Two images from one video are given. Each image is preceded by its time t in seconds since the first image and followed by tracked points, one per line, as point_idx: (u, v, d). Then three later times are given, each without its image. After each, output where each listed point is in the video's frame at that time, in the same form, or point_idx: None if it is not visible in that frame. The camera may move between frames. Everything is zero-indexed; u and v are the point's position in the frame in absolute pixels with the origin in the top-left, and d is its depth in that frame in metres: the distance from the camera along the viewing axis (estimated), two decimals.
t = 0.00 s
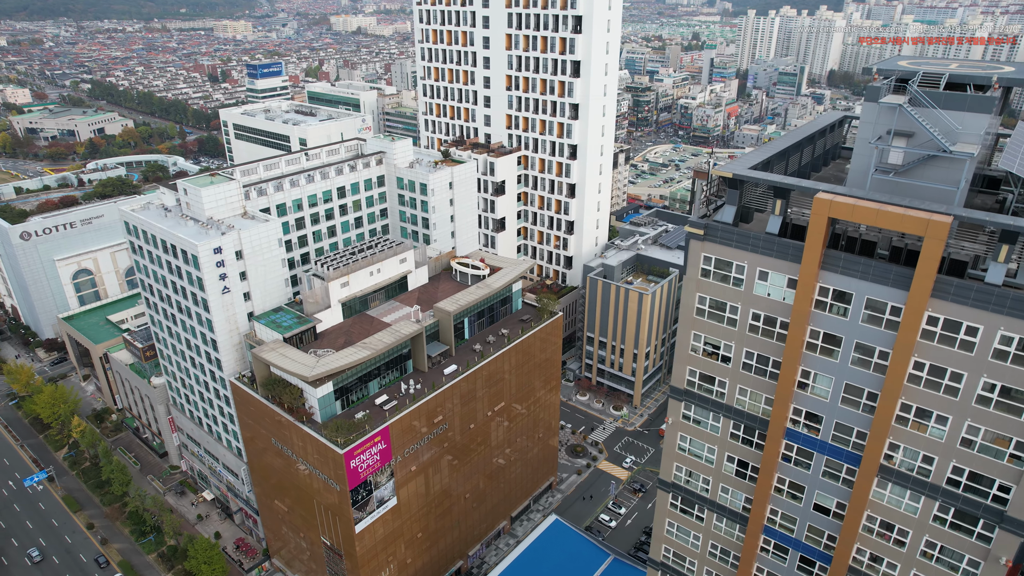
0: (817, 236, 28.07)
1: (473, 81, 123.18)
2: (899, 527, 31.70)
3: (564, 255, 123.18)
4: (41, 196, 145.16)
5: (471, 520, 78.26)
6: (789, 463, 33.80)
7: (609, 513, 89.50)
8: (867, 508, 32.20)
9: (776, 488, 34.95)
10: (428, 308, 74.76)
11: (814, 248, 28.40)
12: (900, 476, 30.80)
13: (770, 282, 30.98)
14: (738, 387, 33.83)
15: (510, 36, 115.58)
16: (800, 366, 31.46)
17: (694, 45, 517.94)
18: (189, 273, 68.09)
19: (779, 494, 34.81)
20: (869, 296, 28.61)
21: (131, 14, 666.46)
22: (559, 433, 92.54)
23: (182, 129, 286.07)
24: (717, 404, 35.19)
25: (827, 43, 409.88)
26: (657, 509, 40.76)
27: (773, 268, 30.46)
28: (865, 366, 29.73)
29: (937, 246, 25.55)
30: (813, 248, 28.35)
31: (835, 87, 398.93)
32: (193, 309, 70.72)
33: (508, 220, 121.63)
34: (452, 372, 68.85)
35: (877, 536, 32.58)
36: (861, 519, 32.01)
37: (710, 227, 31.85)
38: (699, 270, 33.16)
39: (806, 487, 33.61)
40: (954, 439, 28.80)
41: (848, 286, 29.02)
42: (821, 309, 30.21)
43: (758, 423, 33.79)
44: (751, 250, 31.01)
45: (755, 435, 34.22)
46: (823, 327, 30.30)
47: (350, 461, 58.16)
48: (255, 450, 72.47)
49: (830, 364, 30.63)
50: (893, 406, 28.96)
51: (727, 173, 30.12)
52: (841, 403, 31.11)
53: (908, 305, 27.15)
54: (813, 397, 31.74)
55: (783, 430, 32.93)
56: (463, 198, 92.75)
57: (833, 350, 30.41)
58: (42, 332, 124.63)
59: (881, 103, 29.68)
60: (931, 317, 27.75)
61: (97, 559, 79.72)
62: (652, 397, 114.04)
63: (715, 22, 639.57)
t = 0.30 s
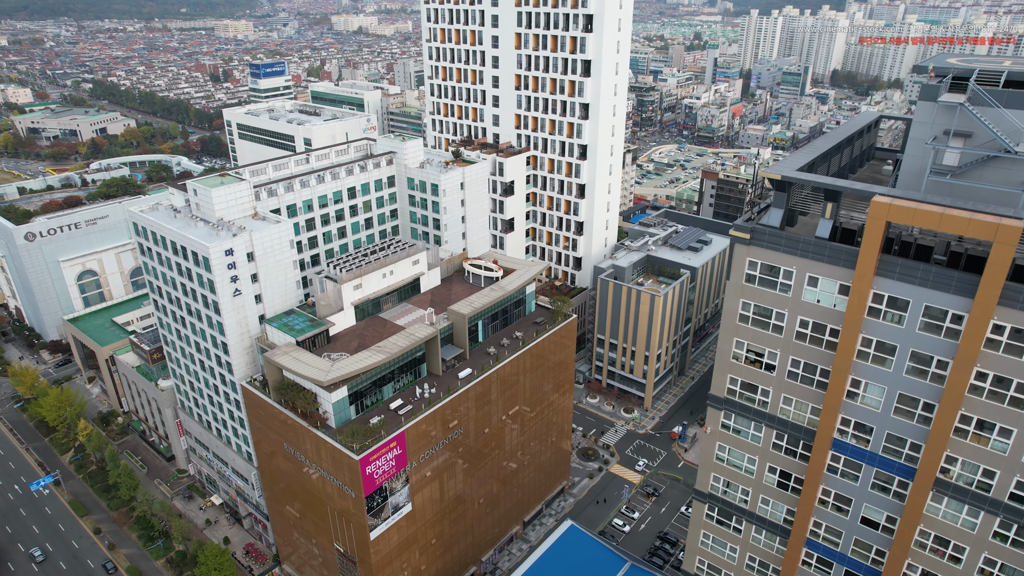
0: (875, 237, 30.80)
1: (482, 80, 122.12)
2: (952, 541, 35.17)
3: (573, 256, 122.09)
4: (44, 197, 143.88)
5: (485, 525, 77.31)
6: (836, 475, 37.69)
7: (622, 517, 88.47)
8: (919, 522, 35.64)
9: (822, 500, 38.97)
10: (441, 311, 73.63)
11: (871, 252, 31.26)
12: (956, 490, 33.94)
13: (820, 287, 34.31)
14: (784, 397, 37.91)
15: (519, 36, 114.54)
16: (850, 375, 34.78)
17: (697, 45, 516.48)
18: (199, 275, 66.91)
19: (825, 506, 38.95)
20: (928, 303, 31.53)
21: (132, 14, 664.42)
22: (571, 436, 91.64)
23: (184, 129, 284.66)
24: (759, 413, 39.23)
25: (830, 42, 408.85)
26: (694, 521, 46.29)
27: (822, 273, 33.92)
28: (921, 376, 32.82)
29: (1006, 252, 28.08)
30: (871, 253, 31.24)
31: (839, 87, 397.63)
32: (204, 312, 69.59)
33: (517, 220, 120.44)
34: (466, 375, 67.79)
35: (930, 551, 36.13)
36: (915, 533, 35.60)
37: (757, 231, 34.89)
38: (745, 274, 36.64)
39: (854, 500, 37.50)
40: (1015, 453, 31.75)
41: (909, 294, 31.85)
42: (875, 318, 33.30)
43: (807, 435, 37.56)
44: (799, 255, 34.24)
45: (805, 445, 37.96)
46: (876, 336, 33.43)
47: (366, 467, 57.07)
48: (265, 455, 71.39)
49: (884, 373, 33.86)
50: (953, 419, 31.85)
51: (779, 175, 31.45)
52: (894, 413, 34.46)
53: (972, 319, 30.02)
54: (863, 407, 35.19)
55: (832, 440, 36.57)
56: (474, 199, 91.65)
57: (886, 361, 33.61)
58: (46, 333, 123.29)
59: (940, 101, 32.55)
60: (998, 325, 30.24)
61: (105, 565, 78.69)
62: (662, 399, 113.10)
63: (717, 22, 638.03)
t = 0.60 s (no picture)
0: (938, 241, 29.63)
1: (490, 80, 121.00)
2: (1013, 562, 33.75)
3: (583, 257, 120.90)
4: (47, 197, 142.68)
5: (498, 532, 76.19)
6: (886, 489, 36.46)
7: (636, 523, 87.31)
8: (979, 542, 34.18)
9: (870, 516, 37.69)
10: (455, 314, 72.41)
11: (933, 259, 30.16)
12: (1019, 508, 32.60)
13: (877, 294, 33.11)
14: (831, 408, 36.88)
15: (528, 34, 113.34)
16: (907, 387, 33.56)
17: (699, 44, 515.90)
18: (209, 278, 65.64)
19: (873, 522, 37.63)
20: (994, 312, 30.32)
21: (132, 13, 662.60)
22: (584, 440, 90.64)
23: (186, 128, 283.36)
24: (804, 425, 38.21)
25: (833, 42, 408.95)
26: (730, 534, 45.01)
27: (876, 280, 32.88)
28: (983, 389, 31.63)
29: None
30: (933, 259, 30.11)
31: (842, 87, 397.31)
32: (214, 315, 68.31)
33: (526, 221, 119.22)
34: (482, 380, 66.65)
35: (989, 571, 34.70)
36: (973, 551, 34.10)
37: (808, 237, 33.99)
38: (793, 281, 35.65)
39: (906, 516, 36.18)
40: None
41: (973, 304, 30.67)
42: (934, 327, 32.06)
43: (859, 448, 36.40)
44: (853, 261, 33.28)
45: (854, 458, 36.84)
46: (934, 346, 32.19)
47: (381, 474, 55.86)
48: (275, 460, 70.11)
49: (942, 385, 32.63)
50: (1022, 436, 30.38)
51: (828, 179, 31.33)
52: (952, 428, 33.11)
53: None
54: (919, 420, 33.94)
55: (884, 454, 35.39)
56: (485, 200, 90.41)
57: (944, 373, 32.41)
58: (49, 335, 122.13)
59: (1006, 100, 32.18)
60: None
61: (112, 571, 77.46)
62: (673, 402, 112.03)
63: (719, 22, 637.20)
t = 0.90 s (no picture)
0: (1010, 248, 28.29)
1: (498, 79, 119.81)
2: None
3: (592, 259, 119.71)
4: (50, 198, 141.53)
5: (512, 539, 75.00)
6: (943, 508, 35.00)
7: (650, 529, 86.02)
8: None
9: (924, 535, 36.12)
10: (468, 318, 71.14)
11: (1002, 266, 28.88)
12: None
13: (938, 303, 31.74)
14: (883, 422, 35.58)
15: (538, 34, 112.10)
16: (969, 402, 32.14)
17: (701, 44, 515.05)
18: (219, 281, 64.33)
19: (928, 542, 36.11)
20: None
21: (132, 13, 661.06)
22: (596, 445, 89.48)
23: (189, 128, 282.39)
24: (853, 439, 36.88)
25: (836, 42, 408.32)
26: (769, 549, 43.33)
27: (938, 290, 31.52)
28: None
29: None
30: (1002, 266, 28.84)
31: (845, 87, 396.62)
32: (223, 319, 67.00)
33: (534, 222, 117.93)
34: (497, 386, 65.42)
35: None
36: None
37: (863, 243, 32.60)
38: (845, 289, 34.30)
39: (965, 537, 34.73)
40: None
41: None
42: (1001, 340, 30.60)
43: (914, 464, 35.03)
44: (911, 269, 31.98)
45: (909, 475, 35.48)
46: (1001, 359, 30.75)
47: (396, 483, 54.58)
48: (287, 467, 68.94)
49: (1007, 401, 31.26)
50: None
51: (885, 182, 31.32)
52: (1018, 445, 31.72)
53: None
54: (981, 437, 32.50)
55: (942, 472, 33.95)
56: (496, 201, 89.14)
57: (1010, 388, 31.05)
58: (53, 337, 120.88)
59: None
60: None
61: None
62: (684, 405, 110.82)
63: (721, 22, 636.09)
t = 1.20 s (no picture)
0: None
1: (507, 79, 118.45)
2: None
3: (601, 261, 118.40)
4: (52, 199, 140.09)
5: (525, 547, 73.62)
6: (1006, 530, 34.62)
7: (664, 536, 84.63)
8: None
9: (986, 559, 35.75)
10: (482, 322, 69.78)
11: None
12: None
13: (1006, 315, 31.52)
14: (942, 439, 35.41)
15: (547, 33, 110.67)
16: None
17: (703, 44, 513.59)
18: (229, 285, 62.93)
19: (988, 565, 35.74)
20: None
21: (133, 12, 659.42)
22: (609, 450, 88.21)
23: (190, 128, 281.03)
24: (907, 456, 36.79)
25: (839, 42, 407.01)
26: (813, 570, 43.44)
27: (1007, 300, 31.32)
28: None
29: None
30: None
31: (848, 87, 395.25)
32: (232, 324, 65.59)
33: (543, 224, 116.47)
34: (513, 392, 64.08)
35: None
36: None
37: (926, 251, 32.44)
38: (903, 301, 34.30)
39: None
40: None
41: None
42: None
43: (976, 484, 34.74)
44: (979, 280, 31.76)
45: (970, 494, 35.22)
46: None
47: (413, 493, 53.25)
48: (297, 474, 67.53)
49: None
50: None
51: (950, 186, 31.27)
52: None
53: None
54: None
55: (1006, 491, 33.72)
56: (508, 203, 87.77)
57: None
58: (55, 341, 119.31)
59: None
60: None
61: None
62: (695, 409, 109.40)
63: (723, 21, 634.44)
